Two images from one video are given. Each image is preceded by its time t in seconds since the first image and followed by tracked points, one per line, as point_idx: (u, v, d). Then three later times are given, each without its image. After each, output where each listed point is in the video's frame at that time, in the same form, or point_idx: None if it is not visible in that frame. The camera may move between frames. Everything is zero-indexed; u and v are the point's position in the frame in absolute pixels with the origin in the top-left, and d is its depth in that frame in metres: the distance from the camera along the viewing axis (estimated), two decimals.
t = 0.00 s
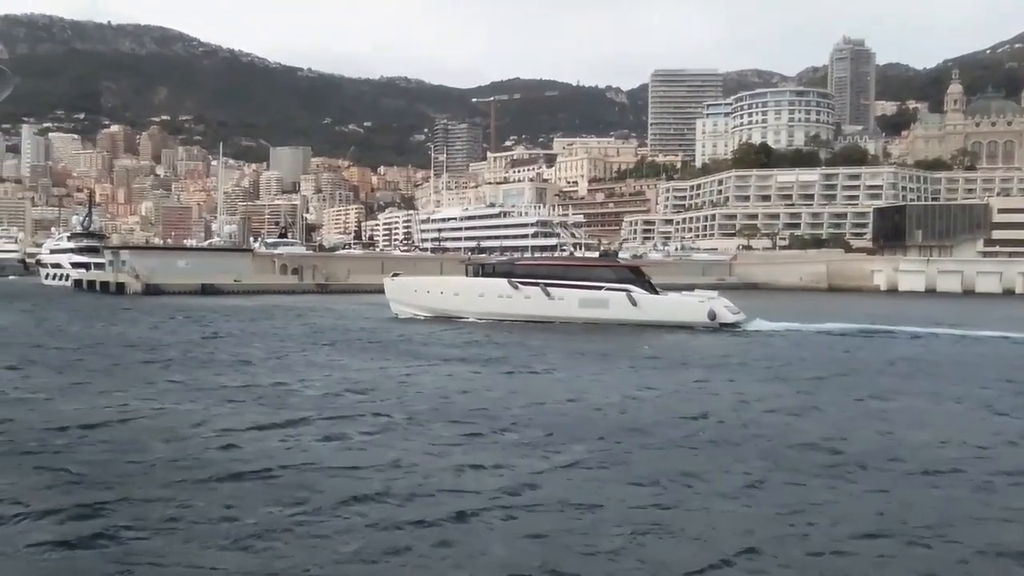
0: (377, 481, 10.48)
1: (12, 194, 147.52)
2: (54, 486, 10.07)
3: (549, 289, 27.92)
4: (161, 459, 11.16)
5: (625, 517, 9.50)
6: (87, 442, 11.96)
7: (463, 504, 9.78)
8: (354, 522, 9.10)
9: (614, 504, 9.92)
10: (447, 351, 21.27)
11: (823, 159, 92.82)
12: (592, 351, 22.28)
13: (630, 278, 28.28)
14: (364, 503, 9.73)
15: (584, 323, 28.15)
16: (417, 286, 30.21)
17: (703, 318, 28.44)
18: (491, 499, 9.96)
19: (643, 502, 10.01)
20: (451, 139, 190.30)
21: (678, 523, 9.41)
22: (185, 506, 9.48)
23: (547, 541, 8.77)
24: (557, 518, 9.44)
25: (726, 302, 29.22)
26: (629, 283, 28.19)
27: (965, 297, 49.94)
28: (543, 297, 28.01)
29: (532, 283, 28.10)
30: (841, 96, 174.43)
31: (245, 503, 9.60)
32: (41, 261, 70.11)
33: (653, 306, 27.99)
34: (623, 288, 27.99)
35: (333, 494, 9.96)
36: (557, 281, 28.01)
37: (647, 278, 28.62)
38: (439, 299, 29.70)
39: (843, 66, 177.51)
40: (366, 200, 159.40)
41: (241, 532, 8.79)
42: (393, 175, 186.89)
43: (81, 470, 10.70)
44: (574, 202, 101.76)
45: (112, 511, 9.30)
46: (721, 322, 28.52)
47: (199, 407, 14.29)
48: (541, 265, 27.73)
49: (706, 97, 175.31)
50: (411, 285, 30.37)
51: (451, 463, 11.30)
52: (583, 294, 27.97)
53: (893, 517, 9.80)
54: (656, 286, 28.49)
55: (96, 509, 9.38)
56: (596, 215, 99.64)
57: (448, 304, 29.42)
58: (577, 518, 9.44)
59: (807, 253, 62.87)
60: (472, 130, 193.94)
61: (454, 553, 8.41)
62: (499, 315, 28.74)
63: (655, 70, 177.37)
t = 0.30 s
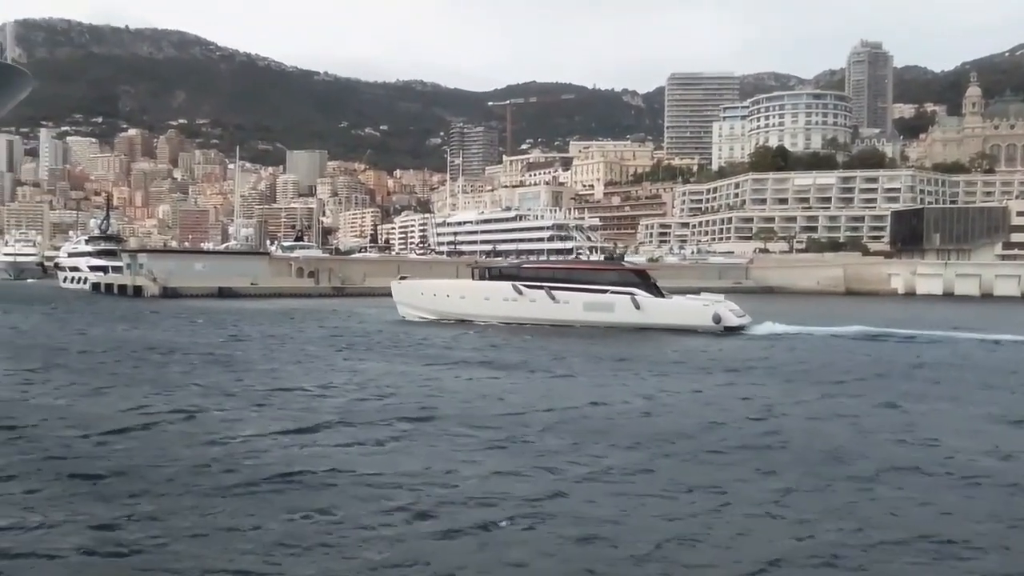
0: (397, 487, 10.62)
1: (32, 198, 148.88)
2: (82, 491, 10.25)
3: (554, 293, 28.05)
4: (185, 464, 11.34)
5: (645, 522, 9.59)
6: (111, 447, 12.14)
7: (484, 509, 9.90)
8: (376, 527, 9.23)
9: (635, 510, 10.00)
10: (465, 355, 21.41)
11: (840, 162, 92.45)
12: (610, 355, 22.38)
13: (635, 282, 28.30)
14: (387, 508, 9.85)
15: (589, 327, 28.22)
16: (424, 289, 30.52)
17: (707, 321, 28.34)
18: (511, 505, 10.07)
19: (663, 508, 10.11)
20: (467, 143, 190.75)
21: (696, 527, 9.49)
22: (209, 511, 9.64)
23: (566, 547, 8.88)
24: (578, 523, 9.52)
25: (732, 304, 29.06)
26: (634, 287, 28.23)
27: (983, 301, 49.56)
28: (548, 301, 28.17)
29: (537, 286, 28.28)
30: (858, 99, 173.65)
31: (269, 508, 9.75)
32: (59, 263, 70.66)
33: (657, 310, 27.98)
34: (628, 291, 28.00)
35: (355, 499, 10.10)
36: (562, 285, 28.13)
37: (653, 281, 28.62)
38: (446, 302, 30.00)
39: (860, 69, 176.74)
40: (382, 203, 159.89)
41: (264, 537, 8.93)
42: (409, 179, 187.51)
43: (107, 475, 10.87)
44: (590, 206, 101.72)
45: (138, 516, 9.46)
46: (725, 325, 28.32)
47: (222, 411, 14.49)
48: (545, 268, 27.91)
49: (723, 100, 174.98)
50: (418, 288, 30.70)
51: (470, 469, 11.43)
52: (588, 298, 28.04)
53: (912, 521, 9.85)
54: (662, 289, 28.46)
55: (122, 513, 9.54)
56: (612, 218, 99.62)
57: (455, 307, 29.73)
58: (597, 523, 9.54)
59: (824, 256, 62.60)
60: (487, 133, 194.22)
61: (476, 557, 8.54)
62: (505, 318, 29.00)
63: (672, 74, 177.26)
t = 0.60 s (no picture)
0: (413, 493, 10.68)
1: (52, 201, 150.36)
2: (101, 499, 10.35)
3: (558, 295, 28.19)
4: (202, 471, 11.45)
5: (660, 529, 9.62)
6: (131, 452, 12.27)
7: (499, 516, 9.95)
8: (391, 535, 9.28)
9: (650, 516, 10.03)
10: (483, 358, 21.48)
11: (857, 164, 92.03)
12: (627, 359, 22.40)
13: (641, 284, 28.36)
14: (404, 515, 9.91)
15: (592, 329, 28.24)
16: (432, 291, 30.99)
17: (713, 324, 28.25)
18: (527, 511, 10.12)
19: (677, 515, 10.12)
20: (484, 146, 191.12)
21: (712, 534, 9.50)
22: (228, 519, 9.72)
23: (580, 554, 8.91)
24: (594, 531, 9.54)
25: (738, 307, 28.95)
26: (639, 289, 28.28)
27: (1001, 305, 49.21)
28: (553, 303, 28.30)
29: (542, 289, 28.50)
30: (876, 101, 172.70)
31: (287, 515, 9.84)
32: (79, 266, 71.44)
33: (663, 312, 28.10)
34: (633, 294, 28.07)
35: (370, 507, 10.18)
36: (567, 287, 28.31)
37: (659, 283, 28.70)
38: (455, 304, 30.34)
39: (878, 71, 175.83)
40: (399, 206, 160.38)
41: (282, 544, 9.00)
42: (426, 182, 188.11)
43: (127, 482, 10.98)
44: (607, 208, 101.72)
45: (150, 521, 9.61)
46: (730, 328, 28.25)
47: (240, 416, 14.60)
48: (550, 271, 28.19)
49: (740, 102, 174.43)
50: (427, 289, 31.20)
51: (487, 475, 11.49)
52: (592, 300, 28.09)
53: (918, 525, 9.90)
54: (666, 291, 28.46)
55: (141, 521, 9.64)
56: (628, 221, 99.59)
57: (463, 309, 30.03)
58: (612, 531, 9.56)
59: (842, 259, 62.33)
60: (504, 136, 194.43)
61: (491, 566, 8.58)
62: (512, 320, 29.24)
63: (688, 76, 176.94)
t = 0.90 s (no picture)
0: (435, 499, 10.81)
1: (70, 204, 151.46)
2: (127, 505, 10.49)
3: (564, 298, 28.29)
4: (226, 476, 11.55)
5: (679, 535, 9.72)
6: (155, 460, 12.41)
7: (518, 520, 10.07)
8: (414, 542, 9.39)
9: (670, 523, 10.10)
10: (501, 362, 21.57)
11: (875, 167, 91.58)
12: (644, 362, 22.44)
13: (648, 287, 28.51)
14: (426, 520, 10.04)
15: (598, 332, 28.34)
16: (440, 293, 31.14)
17: (718, 327, 28.37)
18: (546, 516, 10.22)
19: (692, 519, 10.23)
20: (500, 148, 191.39)
21: (731, 541, 9.57)
22: (251, 524, 9.86)
23: (601, 560, 8.99)
24: (613, 536, 9.65)
25: (744, 310, 29.08)
26: (646, 292, 28.41)
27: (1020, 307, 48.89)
28: (560, 306, 28.37)
29: (548, 292, 28.62)
30: (893, 103, 171.76)
31: (311, 521, 9.96)
32: (97, 270, 71.97)
33: (669, 315, 28.21)
34: (639, 296, 28.21)
35: (391, 513, 10.30)
36: (574, 290, 28.43)
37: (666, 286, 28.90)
38: (461, 307, 30.48)
39: (896, 74, 174.91)
40: (415, 209, 160.75)
41: (305, 551, 9.11)
42: (442, 185, 188.55)
43: (151, 488, 11.12)
44: (624, 211, 101.59)
45: (176, 529, 9.72)
46: (736, 331, 28.34)
47: (260, 421, 14.74)
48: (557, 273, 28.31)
49: (756, 105, 173.94)
50: (434, 292, 31.38)
51: (507, 480, 11.59)
52: (599, 303, 28.19)
53: (942, 532, 9.88)
54: (673, 294, 28.60)
55: (166, 527, 9.77)
56: (645, 223, 99.41)
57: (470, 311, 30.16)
58: (629, 537, 9.63)
59: (861, 261, 62.03)
60: (520, 139, 194.62)
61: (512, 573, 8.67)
62: (518, 323, 29.26)
63: (704, 79, 176.60)
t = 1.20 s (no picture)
0: (453, 499, 10.79)
1: (90, 208, 152.87)
2: (146, 500, 10.52)
3: (570, 300, 28.39)
4: (245, 474, 11.57)
5: (698, 539, 9.67)
6: (173, 458, 12.46)
7: (536, 522, 10.03)
8: (431, 542, 9.37)
9: (690, 526, 10.03)
10: (518, 365, 21.58)
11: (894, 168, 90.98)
12: (662, 365, 22.37)
13: (654, 290, 28.61)
14: (444, 520, 10.01)
15: (603, 334, 28.49)
16: (448, 295, 31.22)
17: (723, 329, 28.27)
18: (563, 518, 10.19)
19: (714, 523, 10.15)
20: (517, 151, 191.56)
21: (751, 545, 9.50)
22: (269, 521, 9.85)
23: (622, 564, 8.90)
24: (633, 539, 9.60)
25: (750, 313, 28.94)
26: (651, 295, 28.52)
27: None
28: (565, 309, 28.51)
29: (554, 294, 28.72)
30: (912, 105, 170.62)
31: (329, 519, 9.95)
32: (116, 272, 72.44)
33: (674, 317, 28.38)
34: (644, 299, 28.38)
35: (408, 512, 10.29)
36: (579, 292, 28.50)
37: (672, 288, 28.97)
38: (468, 309, 30.53)
39: (914, 75, 173.80)
40: (432, 212, 161.14)
41: (324, 548, 9.10)
42: (459, 188, 188.83)
43: (169, 485, 11.15)
44: (641, 214, 101.35)
45: (193, 524, 9.71)
46: (740, 333, 28.16)
47: (277, 423, 14.78)
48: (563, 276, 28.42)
49: (774, 107, 173.30)
50: (443, 293, 31.50)
51: (526, 481, 11.56)
52: (605, 305, 28.31)
53: (966, 540, 9.75)
54: (679, 297, 28.67)
55: (184, 522, 9.79)
56: (662, 226, 99.30)
57: (476, 313, 30.16)
58: (648, 540, 9.58)
59: (879, 263, 61.56)
60: (537, 141, 194.70)
61: (531, 575, 8.60)
62: (523, 325, 29.39)
63: (721, 81, 176.12)
